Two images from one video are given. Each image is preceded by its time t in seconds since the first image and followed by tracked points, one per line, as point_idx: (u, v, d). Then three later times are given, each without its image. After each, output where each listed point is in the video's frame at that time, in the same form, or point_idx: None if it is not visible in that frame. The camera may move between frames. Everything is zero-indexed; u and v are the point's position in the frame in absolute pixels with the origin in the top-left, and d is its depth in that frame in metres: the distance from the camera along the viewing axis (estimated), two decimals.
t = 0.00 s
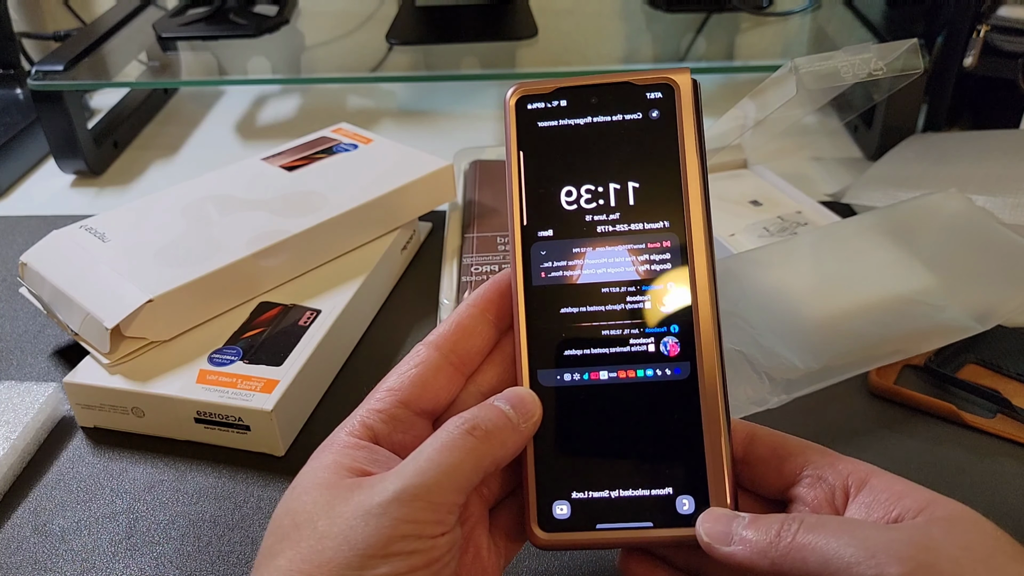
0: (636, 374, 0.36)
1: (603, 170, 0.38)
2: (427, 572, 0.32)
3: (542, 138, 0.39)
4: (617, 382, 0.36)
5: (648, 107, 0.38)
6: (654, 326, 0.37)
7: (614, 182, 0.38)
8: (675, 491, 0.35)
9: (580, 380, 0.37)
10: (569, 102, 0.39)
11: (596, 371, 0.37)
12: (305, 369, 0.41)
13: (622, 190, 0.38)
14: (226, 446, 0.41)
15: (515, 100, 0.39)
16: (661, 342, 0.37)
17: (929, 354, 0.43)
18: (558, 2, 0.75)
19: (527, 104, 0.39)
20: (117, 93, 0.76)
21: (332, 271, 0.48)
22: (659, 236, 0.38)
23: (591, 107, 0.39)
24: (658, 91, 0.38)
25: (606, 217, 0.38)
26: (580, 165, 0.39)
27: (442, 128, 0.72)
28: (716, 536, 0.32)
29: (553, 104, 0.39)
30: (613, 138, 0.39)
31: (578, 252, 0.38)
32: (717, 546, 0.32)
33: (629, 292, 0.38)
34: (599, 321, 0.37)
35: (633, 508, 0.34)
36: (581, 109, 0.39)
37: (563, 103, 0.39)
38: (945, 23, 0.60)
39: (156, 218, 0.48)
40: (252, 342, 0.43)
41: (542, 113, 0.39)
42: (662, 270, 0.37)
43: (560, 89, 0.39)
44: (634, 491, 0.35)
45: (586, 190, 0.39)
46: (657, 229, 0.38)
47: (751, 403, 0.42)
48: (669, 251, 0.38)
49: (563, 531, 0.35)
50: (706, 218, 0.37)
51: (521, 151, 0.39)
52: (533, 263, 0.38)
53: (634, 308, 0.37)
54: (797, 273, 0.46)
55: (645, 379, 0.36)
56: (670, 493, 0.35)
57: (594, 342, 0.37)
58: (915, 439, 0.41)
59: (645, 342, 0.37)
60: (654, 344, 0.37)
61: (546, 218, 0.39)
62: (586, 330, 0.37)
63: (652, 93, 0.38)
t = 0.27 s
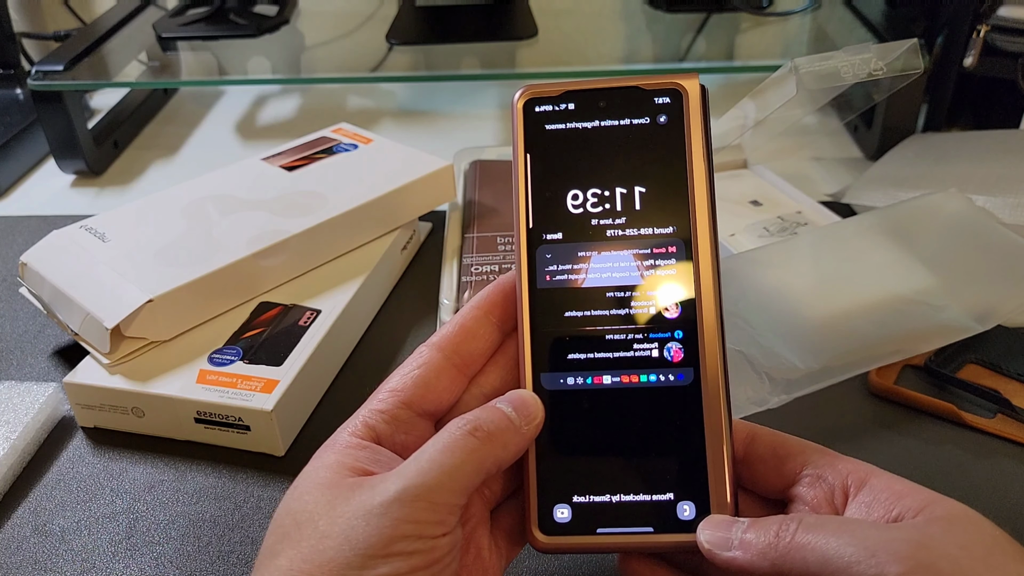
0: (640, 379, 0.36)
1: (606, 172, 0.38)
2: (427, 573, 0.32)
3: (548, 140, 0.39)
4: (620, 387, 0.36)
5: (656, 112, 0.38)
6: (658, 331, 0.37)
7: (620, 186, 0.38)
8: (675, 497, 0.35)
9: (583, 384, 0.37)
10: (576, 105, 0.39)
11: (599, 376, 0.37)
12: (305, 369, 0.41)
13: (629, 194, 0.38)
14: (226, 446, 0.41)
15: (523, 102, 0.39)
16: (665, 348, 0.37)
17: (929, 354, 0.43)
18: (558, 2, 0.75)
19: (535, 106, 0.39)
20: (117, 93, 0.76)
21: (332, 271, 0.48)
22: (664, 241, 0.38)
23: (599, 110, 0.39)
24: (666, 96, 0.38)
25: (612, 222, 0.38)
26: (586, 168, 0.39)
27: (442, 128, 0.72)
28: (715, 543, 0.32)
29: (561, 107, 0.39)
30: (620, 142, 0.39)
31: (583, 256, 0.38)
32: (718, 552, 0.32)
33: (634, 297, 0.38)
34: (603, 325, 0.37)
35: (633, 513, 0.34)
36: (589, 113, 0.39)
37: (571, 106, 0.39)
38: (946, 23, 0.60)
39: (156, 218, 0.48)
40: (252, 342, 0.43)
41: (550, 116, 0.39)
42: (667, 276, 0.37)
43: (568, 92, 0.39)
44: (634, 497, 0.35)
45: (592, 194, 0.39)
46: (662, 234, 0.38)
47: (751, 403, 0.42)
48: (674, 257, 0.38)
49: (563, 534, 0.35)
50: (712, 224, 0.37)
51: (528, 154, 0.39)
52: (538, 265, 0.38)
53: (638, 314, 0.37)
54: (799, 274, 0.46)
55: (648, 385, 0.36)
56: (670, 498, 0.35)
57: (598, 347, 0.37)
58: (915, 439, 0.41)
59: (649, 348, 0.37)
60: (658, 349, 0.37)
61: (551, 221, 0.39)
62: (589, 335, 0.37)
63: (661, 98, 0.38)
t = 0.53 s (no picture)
0: (641, 381, 0.36)
1: (608, 175, 0.38)
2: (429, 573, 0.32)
3: (550, 142, 0.39)
4: (621, 389, 0.36)
5: (658, 115, 0.38)
6: (660, 333, 0.37)
7: (623, 189, 0.38)
8: (676, 499, 0.35)
9: (584, 386, 0.37)
10: (579, 108, 0.39)
11: (600, 378, 0.37)
12: (305, 369, 0.41)
13: (631, 197, 0.38)
14: (226, 446, 0.41)
15: (526, 104, 0.39)
16: (667, 350, 0.37)
17: (929, 354, 0.43)
18: (558, 2, 0.75)
19: (538, 109, 0.39)
20: (117, 93, 0.76)
21: (332, 271, 0.48)
22: (666, 244, 0.38)
23: (602, 114, 0.39)
24: (669, 100, 0.38)
25: (614, 224, 0.38)
26: (588, 171, 0.39)
27: (441, 128, 0.72)
28: (715, 547, 0.32)
29: (563, 111, 0.39)
30: (623, 145, 0.39)
31: (585, 258, 0.38)
32: (718, 556, 0.32)
33: (635, 299, 0.38)
34: (604, 327, 0.37)
35: (633, 515, 0.34)
36: (591, 116, 0.39)
37: (575, 110, 0.39)
38: (946, 22, 0.60)
39: (156, 218, 0.48)
40: (252, 342, 0.43)
41: (553, 119, 0.39)
42: (669, 278, 0.37)
43: (571, 95, 0.39)
44: (634, 498, 0.35)
45: (594, 196, 0.39)
46: (665, 237, 0.38)
47: (752, 404, 0.42)
48: (676, 260, 0.38)
49: (564, 536, 0.35)
50: (714, 227, 0.37)
51: (531, 156, 0.39)
52: (540, 267, 0.38)
53: (640, 316, 0.37)
54: (799, 274, 0.46)
55: (649, 387, 0.36)
56: (671, 501, 0.35)
57: (599, 349, 0.37)
58: (915, 439, 0.41)
59: (650, 350, 0.37)
60: (659, 352, 0.37)
61: (554, 223, 0.39)
62: (590, 336, 0.37)
63: (663, 101, 0.38)
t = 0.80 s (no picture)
0: (641, 382, 0.36)
1: (608, 176, 0.38)
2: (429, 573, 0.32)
3: (550, 144, 0.39)
4: (621, 390, 0.36)
5: (659, 118, 0.38)
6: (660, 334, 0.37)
7: (623, 191, 0.38)
8: (676, 500, 0.35)
9: (584, 387, 0.37)
10: (580, 111, 0.39)
11: (600, 378, 0.37)
12: (305, 369, 0.41)
13: (631, 199, 0.38)
14: (226, 446, 0.41)
15: (527, 107, 0.39)
16: (667, 351, 0.37)
17: (929, 354, 0.43)
18: (558, 2, 0.75)
19: (539, 112, 0.39)
20: (117, 93, 0.76)
21: (332, 271, 0.48)
22: (666, 246, 0.38)
23: (602, 116, 0.39)
24: (669, 103, 0.38)
25: (615, 225, 0.38)
26: (589, 172, 0.39)
27: (441, 128, 0.72)
28: (714, 556, 0.32)
29: (564, 113, 0.39)
30: (623, 147, 0.39)
31: (585, 259, 0.38)
32: (718, 565, 0.32)
33: (636, 300, 0.38)
34: (604, 328, 0.37)
35: (633, 516, 0.34)
36: (592, 118, 0.39)
37: (575, 112, 0.39)
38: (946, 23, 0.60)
39: (156, 218, 0.48)
40: (252, 342, 0.43)
41: (554, 121, 0.39)
42: (669, 280, 0.37)
43: (572, 98, 0.39)
44: (634, 499, 0.35)
45: (594, 198, 0.39)
46: (665, 238, 0.38)
47: (752, 404, 0.42)
48: (676, 262, 0.38)
49: (563, 536, 0.35)
50: (714, 229, 0.37)
51: (532, 158, 0.39)
52: (540, 268, 0.38)
53: (639, 317, 0.37)
54: (799, 274, 0.46)
55: (649, 387, 0.36)
56: (671, 502, 0.35)
57: (599, 350, 0.37)
58: (915, 439, 0.41)
59: (650, 351, 0.37)
60: (659, 352, 0.37)
61: (554, 224, 0.39)
62: (590, 337, 0.37)
63: (663, 104, 0.38)
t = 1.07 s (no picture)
0: (640, 382, 0.36)
1: (608, 177, 0.38)
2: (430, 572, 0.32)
3: (550, 144, 0.39)
4: (621, 390, 0.36)
5: (658, 119, 0.38)
6: (659, 334, 0.37)
7: (623, 192, 0.38)
8: (675, 500, 0.35)
9: (584, 387, 0.37)
10: (580, 112, 0.39)
11: (600, 378, 0.37)
12: (305, 369, 0.41)
13: (631, 199, 0.38)
14: (226, 446, 0.41)
15: (527, 108, 0.39)
16: (666, 351, 0.37)
17: (929, 354, 0.43)
18: (558, 2, 0.75)
19: (539, 112, 0.39)
20: (117, 93, 0.76)
21: (332, 271, 0.48)
22: (665, 246, 0.38)
23: (602, 117, 0.39)
24: (668, 103, 0.38)
25: (615, 225, 0.38)
26: (589, 173, 0.39)
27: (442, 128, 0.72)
28: (715, 561, 0.32)
29: (564, 114, 0.39)
30: (623, 148, 0.39)
31: (585, 259, 0.38)
32: (719, 570, 0.32)
33: (635, 300, 0.38)
34: (604, 328, 0.37)
35: (632, 516, 0.34)
36: (591, 119, 0.39)
37: (575, 113, 0.39)
38: (944, 24, 0.60)
39: (156, 218, 0.48)
40: (252, 342, 0.43)
41: (553, 122, 0.39)
42: (668, 280, 0.37)
43: (571, 99, 0.39)
44: (633, 499, 0.35)
45: (594, 198, 0.39)
46: (665, 239, 0.38)
47: (752, 404, 0.42)
48: (676, 262, 0.38)
49: (563, 536, 0.35)
50: (713, 230, 0.37)
51: (532, 158, 0.39)
52: (540, 269, 0.38)
53: (639, 316, 0.37)
54: (799, 274, 0.46)
55: (649, 387, 0.36)
56: (670, 502, 0.35)
57: (599, 350, 0.37)
58: (915, 439, 0.41)
59: (650, 351, 0.37)
60: (659, 352, 0.37)
61: (554, 225, 0.39)
62: (590, 337, 0.37)
63: (663, 105, 0.38)
